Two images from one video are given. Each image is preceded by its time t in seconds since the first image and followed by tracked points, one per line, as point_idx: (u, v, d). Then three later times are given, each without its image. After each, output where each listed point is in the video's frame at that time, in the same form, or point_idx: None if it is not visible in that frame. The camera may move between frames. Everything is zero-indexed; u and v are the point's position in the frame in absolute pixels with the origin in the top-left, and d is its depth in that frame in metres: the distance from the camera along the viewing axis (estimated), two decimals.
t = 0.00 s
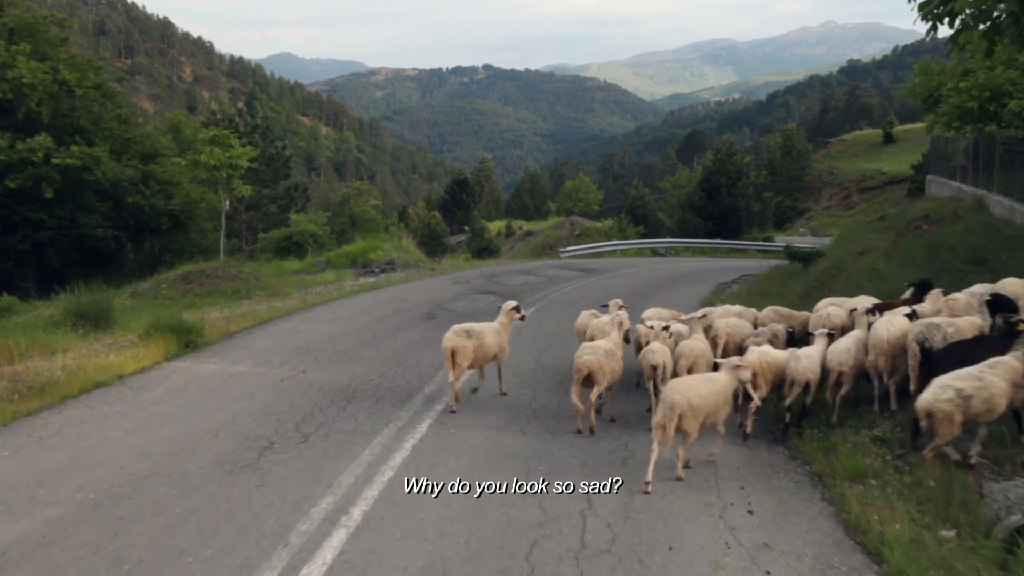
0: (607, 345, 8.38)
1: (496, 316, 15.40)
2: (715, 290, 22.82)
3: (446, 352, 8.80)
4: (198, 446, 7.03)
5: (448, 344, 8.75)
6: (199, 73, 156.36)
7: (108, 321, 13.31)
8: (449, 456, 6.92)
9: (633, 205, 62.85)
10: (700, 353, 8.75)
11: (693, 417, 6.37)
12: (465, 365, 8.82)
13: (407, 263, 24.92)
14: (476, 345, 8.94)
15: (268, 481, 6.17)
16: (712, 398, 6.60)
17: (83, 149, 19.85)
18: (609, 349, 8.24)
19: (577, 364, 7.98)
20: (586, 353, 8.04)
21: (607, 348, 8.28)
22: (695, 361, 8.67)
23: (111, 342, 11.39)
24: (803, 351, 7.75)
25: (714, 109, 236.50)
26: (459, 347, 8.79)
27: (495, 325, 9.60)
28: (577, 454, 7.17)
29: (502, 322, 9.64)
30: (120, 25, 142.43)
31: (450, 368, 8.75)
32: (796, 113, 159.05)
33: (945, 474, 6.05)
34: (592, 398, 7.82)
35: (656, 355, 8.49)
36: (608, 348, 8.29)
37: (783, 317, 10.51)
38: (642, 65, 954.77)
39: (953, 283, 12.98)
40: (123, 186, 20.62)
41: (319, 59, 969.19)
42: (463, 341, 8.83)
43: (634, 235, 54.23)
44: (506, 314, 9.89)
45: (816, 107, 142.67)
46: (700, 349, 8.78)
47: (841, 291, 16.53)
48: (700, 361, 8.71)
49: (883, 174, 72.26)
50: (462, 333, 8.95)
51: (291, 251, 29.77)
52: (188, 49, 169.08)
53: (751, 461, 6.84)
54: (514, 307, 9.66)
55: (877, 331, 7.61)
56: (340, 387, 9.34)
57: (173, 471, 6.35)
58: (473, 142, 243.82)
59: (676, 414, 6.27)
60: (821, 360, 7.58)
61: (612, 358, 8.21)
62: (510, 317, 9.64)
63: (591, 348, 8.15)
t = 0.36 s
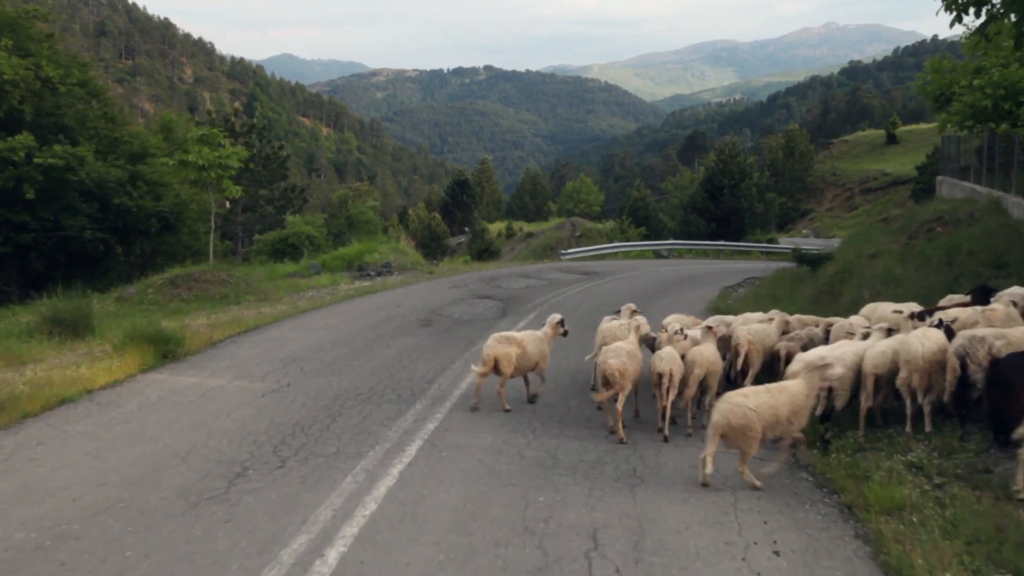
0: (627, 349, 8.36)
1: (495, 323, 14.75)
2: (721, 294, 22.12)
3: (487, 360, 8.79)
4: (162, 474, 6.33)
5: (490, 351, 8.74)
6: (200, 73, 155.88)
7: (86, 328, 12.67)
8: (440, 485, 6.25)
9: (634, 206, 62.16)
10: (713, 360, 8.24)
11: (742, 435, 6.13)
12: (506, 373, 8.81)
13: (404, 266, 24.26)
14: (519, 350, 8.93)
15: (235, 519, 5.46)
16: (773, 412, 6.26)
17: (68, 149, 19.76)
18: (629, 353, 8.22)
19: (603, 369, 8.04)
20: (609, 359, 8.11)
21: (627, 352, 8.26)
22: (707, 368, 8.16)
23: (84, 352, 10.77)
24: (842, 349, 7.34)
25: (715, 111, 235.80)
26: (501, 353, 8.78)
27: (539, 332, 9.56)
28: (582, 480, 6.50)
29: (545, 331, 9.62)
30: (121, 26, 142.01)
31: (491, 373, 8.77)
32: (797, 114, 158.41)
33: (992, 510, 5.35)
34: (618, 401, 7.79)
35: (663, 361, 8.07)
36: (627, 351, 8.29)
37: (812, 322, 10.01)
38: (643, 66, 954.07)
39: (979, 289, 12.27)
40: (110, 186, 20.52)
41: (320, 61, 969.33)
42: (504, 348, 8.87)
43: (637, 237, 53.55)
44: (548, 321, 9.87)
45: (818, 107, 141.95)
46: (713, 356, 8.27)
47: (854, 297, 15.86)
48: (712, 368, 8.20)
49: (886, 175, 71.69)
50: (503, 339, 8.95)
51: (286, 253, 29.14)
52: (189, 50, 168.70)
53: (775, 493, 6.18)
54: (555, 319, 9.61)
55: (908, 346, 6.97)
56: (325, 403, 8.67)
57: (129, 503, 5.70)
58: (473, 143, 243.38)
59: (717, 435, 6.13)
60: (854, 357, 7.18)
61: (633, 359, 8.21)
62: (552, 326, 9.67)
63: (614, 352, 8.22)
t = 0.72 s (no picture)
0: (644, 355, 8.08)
1: (492, 330, 14.09)
2: (725, 298, 21.53)
3: (517, 366, 8.66)
4: (117, 508, 5.66)
5: (519, 355, 8.58)
6: (199, 75, 155.55)
7: (62, 336, 12.09)
8: (428, 522, 5.58)
9: (634, 209, 61.60)
10: (717, 369, 7.67)
11: (836, 447, 5.60)
12: (536, 378, 8.63)
13: (400, 269, 23.68)
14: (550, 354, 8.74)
15: (194, 566, 4.82)
16: (883, 429, 5.60)
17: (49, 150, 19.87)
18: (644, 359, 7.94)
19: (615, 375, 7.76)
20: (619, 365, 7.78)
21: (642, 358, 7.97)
22: (713, 381, 7.60)
23: (55, 363, 10.18)
24: (889, 354, 7.05)
25: (715, 113, 235.34)
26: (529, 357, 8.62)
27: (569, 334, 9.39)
28: (584, 513, 5.85)
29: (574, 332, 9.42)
30: (122, 27, 141.84)
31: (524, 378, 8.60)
32: (796, 116, 158.01)
33: None
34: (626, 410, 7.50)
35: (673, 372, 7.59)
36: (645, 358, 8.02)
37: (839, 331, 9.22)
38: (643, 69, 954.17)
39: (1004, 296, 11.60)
40: (93, 187, 20.64)
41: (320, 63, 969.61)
42: (536, 353, 8.71)
43: (637, 239, 52.93)
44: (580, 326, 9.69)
45: (818, 110, 141.51)
46: (718, 368, 7.67)
47: (867, 305, 15.21)
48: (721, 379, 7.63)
49: (888, 177, 71.16)
50: (535, 343, 8.79)
51: (280, 256, 28.61)
52: (188, 52, 168.37)
53: (800, 530, 5.52)
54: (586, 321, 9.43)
55: (945, 363, 6.42)
56: (305, 422, 8.01)
57: (74, 544, 5.06)
58: (473, 146, 242.91)
59: (808, 440, 5.68)
60: (905, 362, 6.84)
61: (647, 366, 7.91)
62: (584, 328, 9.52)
63: (630, 358, 7.93)
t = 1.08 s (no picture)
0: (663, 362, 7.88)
1: (486, 338, 13.43)
2: (727, 303, 20.91)
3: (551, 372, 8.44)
4: (56, 551, 4.99)
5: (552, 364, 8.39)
6: (196, 78, 154.97)
7: (31, 346, 11.44)
8: (409, 566, 4.92)
9: (632, 211, 60.97)
10: (739, 382, 7.20)
11: (960, 474, 5.01)
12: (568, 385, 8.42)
13: (392, 273, 23.05)
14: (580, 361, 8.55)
15: None
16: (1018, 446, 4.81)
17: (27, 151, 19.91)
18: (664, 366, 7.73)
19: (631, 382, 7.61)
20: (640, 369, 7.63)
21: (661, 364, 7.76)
22: (733, 393, 7.17)
23: (19, 376, 9.56)
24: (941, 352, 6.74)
25: (713, 115, 234.98)
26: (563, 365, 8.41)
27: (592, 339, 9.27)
28: (585, 553, 5.18)
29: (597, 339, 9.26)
30: (118, 29, 141.25)
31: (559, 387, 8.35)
32: (793, 118, 157.78)
33: None
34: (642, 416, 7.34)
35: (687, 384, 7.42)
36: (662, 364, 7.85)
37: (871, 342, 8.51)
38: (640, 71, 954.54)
39: None
40: (73, 189, 20.65)
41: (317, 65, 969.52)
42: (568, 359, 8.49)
43: (635, 242, 52.21)
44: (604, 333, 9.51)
45: (814, 112, 140.97)
46: (741, 380, 7.19)
47: (878, 312, 14.55)
48: (743, 392, 7.16)
49: (887, 179, 70.59)
50: (564, 350, 8.61)
51: (270, 259, 27.99)
52: (185, 55, 167.79)
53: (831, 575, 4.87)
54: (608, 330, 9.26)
55: (989, 384, 5.86)
56: (280, 443, 7.33)
57: None
58: (469, 148, 242.21)
59: (930, 465, 5.14)
60: (956, 364, 6.55)
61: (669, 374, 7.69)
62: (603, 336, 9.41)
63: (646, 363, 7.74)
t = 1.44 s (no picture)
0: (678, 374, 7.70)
1: (475, 346, 12.80)
2: (725, 307, 20.31)
3: (574, 378, 8.08)
4: None
5: (573, 368, 8.03)
6: (190, 79, 154.39)
7: None
8: None
9: (627, 213, 60.37)
10: (773, 396, 6.61)
11: None
12: (591, 393, 8.07)
13: (381, 276, 22.41)
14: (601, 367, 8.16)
15: None
16: None
17: None
18: (668, 374, 7.56)
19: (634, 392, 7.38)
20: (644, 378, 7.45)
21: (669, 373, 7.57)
22: (764, 407, 6.60)
23: None
24: (986, 358, 6.19)
25: (707, 116, 234.93)
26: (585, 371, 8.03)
27: (610, 351, 8.95)
28: None
29: (617, 349, 8.95)
30: (112, 30, 140.66)
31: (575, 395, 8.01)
32: (787, 120, 157.74)
33: None
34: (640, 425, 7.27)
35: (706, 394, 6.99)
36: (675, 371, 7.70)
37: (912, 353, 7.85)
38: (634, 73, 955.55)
39: None
40: (47, 190, 20.40)
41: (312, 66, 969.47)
42: (591, 366, 8.13)
43: (630, 243, 51.68)
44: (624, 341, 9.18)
45: (809, 114, 140.64)
46: (775, 394, 6.60)
47: (886, 319, 13.96)
48: (775, 406, 6.57)
49: (883, 180, 70.15)
50: (587, 354, 8.28)
51: (257, 262, 27.37)
52: (179, 55, 167.16)
53: None
54: (626, 339, 8.96)
55: None
56: (246, 468, 6.69)
57: None
58: (464, 149, 241.70)
59: None
60: (1005, 368, 5.98)
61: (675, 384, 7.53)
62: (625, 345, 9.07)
63: (649, 372, 7.53)
